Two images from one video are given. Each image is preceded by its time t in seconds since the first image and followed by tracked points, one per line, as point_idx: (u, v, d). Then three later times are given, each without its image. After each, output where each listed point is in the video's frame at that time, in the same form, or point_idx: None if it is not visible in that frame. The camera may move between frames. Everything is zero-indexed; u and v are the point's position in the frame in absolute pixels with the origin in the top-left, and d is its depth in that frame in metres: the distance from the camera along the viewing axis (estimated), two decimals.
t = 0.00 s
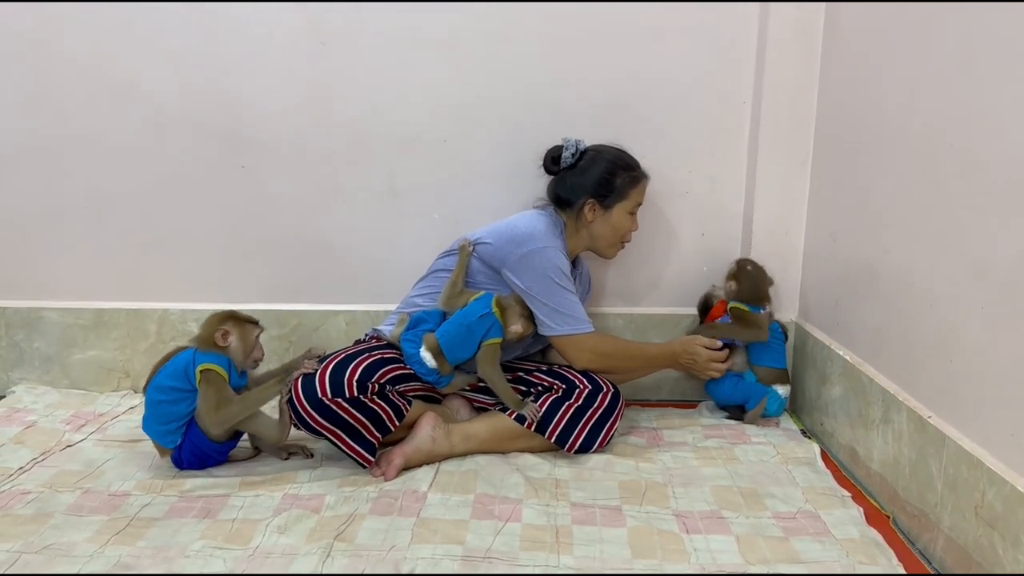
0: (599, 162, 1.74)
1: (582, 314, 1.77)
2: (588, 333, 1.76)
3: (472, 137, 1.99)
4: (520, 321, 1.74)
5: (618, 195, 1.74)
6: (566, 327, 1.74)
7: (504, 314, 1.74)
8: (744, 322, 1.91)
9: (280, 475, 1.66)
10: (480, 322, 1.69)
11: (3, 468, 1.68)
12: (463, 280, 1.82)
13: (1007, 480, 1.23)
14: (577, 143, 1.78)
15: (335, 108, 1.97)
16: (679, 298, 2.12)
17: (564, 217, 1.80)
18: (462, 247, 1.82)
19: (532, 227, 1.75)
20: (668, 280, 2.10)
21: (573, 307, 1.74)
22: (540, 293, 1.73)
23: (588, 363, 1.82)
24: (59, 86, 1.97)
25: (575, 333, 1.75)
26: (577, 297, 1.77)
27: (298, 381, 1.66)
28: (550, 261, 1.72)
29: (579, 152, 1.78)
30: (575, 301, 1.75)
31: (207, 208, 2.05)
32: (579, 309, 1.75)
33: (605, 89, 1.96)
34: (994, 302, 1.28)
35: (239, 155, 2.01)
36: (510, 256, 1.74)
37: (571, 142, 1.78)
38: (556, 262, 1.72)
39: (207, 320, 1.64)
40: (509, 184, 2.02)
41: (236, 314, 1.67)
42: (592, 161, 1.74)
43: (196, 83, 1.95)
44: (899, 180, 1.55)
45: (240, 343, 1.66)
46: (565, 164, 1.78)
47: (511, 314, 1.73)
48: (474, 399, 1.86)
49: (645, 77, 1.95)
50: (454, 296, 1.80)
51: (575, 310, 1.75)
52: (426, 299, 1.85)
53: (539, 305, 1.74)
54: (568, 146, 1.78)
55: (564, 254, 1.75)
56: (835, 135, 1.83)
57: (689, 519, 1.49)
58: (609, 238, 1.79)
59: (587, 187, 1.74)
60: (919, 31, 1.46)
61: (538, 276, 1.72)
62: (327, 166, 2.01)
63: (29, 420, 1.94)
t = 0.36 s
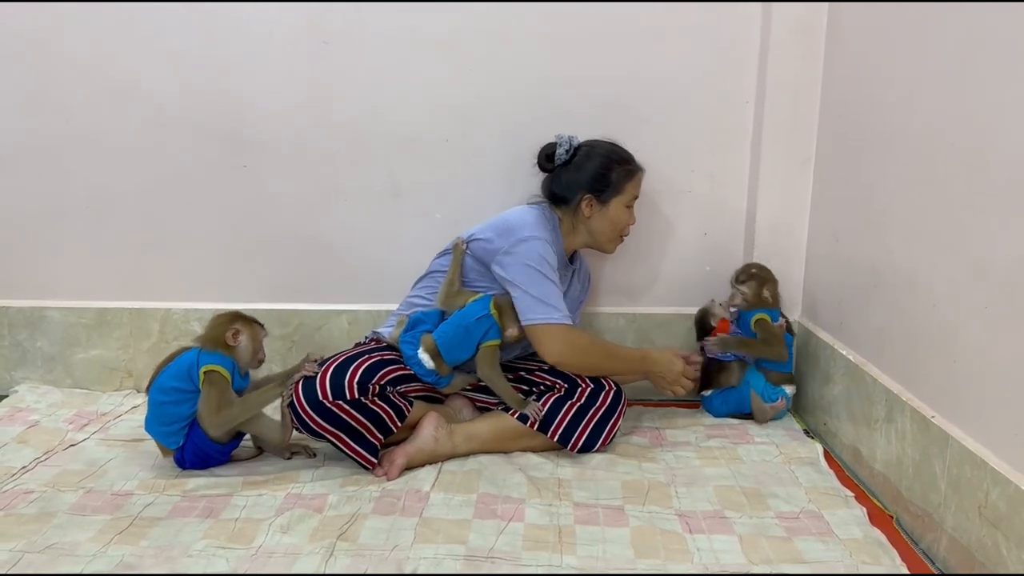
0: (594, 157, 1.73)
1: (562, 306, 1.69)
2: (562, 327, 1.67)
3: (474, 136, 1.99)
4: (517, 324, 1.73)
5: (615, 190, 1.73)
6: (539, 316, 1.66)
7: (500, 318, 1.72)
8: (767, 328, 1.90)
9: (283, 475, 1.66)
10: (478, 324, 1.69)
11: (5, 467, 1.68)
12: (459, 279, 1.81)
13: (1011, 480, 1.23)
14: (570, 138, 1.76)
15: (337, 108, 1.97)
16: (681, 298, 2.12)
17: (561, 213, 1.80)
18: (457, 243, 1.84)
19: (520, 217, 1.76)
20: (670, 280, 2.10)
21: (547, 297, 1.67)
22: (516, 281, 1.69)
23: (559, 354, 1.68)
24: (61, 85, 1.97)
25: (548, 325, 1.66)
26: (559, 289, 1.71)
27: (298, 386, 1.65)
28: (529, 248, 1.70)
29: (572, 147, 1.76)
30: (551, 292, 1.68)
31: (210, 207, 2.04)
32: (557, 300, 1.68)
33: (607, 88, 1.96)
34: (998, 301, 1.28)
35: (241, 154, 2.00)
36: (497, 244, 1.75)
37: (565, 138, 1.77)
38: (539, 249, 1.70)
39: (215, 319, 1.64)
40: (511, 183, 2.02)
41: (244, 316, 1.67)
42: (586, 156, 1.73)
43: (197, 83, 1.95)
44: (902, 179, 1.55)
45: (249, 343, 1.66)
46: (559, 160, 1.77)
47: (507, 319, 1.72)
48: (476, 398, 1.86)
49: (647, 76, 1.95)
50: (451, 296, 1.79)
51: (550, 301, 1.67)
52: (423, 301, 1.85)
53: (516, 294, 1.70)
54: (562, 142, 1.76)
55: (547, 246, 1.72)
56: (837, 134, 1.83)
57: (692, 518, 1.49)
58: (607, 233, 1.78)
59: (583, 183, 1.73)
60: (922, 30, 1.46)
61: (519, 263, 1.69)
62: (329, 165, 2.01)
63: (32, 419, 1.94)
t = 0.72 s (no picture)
0: (583, 153, 1.70)
1: (496, 303, 1.61)
2: (489, 319, 1.60)
3: (476, 136, 1.99)
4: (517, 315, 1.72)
5: (603, 185, 1.70)
6: (470, 304, 1.61)
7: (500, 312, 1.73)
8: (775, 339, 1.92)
9: (285, 475, 1.66)
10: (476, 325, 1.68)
11: (8, 468, 1.68)
12: (451, 279, 1.84)
13: (1014, 480, 1.23)
14: (559, 134, 1.74)
15: (339, 108, 1.97)
16: (683, 298, 2.12)
17: (550, 210, 1.77)
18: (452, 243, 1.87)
19: (502, 215, 1.75)
20: (672, 280, 2.10)
21: (485, 287, 1.62)
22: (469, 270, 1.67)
23: (479, 346, 1.60)
24: (63, 85, 1.97)
25: (475, 313, 1.60)
26: (504, 287, 1.64)
27: (298, 393, 1.66)
28: (490, 241, 1.68)
29: (561, 143, 1.74)
30: (490, 284, 1.62)
31: (212, 207, 2.04)
32: (492, 295, 1.61)
33: (609, 88, 1.96)
34: (1000, 301, 1.27)
35: (243, 154, 2.00)
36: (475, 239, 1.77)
37: (553, 134, 1.74)
38: (497, 243, 1.67)
39: (226, 319, 1.65)
40: (513, 182, 2.02)
41: (253, 319, 1.67)
42: (575, 152, 1.70)
43: (199, 82, 1.95)
44: (904, 179, 1.55)
45: (257, 347, 1.66)
46: (548, 156, 1.75)
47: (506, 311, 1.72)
48: (479, 399, 1.86)
49: (649, 75, 1.95)
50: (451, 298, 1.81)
51: (486, 292, 1.61)
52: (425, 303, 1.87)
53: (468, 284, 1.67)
54: (551, 137, 1.74)
55: (511, 243, 1.68)
56: (839, 134, 1.83)
57: (694, 518, 1.49)
58: (597, 228, 1.74)
59: (570, 178, 1.70)
60: (924, 30, 1.45)
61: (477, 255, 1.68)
62: (331, 165, 2.01)
63: (33, 420, 1.94)
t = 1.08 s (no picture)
0: (559, 149, 1.67)
1: (478, 313, 1.61)
2: (472, 330, 1.60)
3: (477, 137, 1.99)
4: (508, 307, 1.72)
5: (580, 181, 1.67)
6: (453, 316, 1.61)
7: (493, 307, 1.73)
8: (781, 345, 1.87)
9: (285, 474, 1.66)
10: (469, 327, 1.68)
11: (8, 468, 1.68)
12: (438, 284, 1.83)
13: (1014, 480, 1.23)
14: (535, 129, 1.70)
15: (340, 108, 1.98)
16: (683, 298, 2.12)
17: (528, 207, 1.74)
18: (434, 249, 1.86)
19: (478, 219, 1.74)
20: (672, 280, 2.10)
21: (466, 298, 1.61)
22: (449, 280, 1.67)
23: (466, 357, 1.61)
24: (64, 86, 1.97)
25: (457, 325, 1.60)
26: (485, 296, 1.63)
27: (297, 404, 1.66)
28: (466, 249, 1.67)
29: (538, 139, 1.70)
30: (470, 294, 1.62)
31: (213, 207, 2.05)
32: (472, 306, 1.61)
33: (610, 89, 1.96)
34: (1000, 301, 1.27)
35: (245, 155, 2.01)
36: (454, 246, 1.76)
37: (529, 129, 1.71)
38: (473, 252, 1.65)
39: (229, 321, 1.67)
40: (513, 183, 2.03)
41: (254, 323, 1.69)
42: (552, 148, 1.67)
43: (200, 83, 1.96)
44: (904, 180, 1.55)
45: (255, 350, 1.68)
46: (525, 152, 1.71)
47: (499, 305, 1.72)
48: (479, 401, 1.86)
49: (650, 76, 1.95)
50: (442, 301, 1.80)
51: (467, 302, 1.61)
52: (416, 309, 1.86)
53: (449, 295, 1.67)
54: (527, 133, 1.71)
55: (487, 248, 1.67)
56: (839, 134, 1.83)
57: (694, 519, 1.49)
58: (575, 225, 1.72)
59: (547, 175, 1.68)
60: (925, 30, 1.46)
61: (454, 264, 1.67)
62: (332, 166, 2.01)
63: (34, 420, 1.94)
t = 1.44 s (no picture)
0: (550, 148, 1.66)
1: (481, 321, 1.62)
2: (477, 338, 1.61)
3: (476, 136, 1.99)
4: (508, 307, 1.72)
5: (572, 181, 1.67)
6: (456, 326, 1.62)
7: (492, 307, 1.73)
8: (802, 341, 1.87)
9: (284, 475, 1.67)
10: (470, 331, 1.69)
11: (8, 468, 1.69)
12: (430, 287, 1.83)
13: (1013, 481, 1.23)
14: (527, 127, 1.70)
15: (339, 109, 1.98)
16: (682, 299, 2.12)
17: (518, 207, 1.74)
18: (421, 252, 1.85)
19: (467, 223, 1.73)
20: (671, 281, 2.10)
21: (467, 307, 1.62)
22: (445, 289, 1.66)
23: (475, 367, 1.62)
24: (64, 87, 1.97)
25: (461, 335, 1.61)
26: (485, 303, 1.64)
27: (296, 408, 1.66)
28: (459, 256, 1.66)
29: (529, 137, 1.69)
30: (471, 302, 1.62)
31: (213, 207, 2.05)
32: (475, 314, 1.62)
33: (608, 89, 1.96)
34: (999, 302, 1.28)
35: (245, 156, 2.01)
36: (444, 251, 1.75)
37: (520, 127, 1.69)
38: (466, 259, 1.65)
39: (230, 323, 1.67)
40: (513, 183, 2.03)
41: (255, 325, 1.69)
42: (543, 147, 1.67)
43: (200, 83, 1.96)
44: (903, 180, 1.55)
45: (255, 354, 1.68)
46: (516, 150, 1.70)
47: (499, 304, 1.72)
48: (479, 402, 1.86)
49: (649, 76, 1.95)
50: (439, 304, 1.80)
51: (469, 311, 1.62)
52: (412, 310, 1.86)
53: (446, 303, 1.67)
54: (518, 131, 1.70)
55: (480, 253, 1.66)
56: (839, 134, 1.83)
57: (693, 519, 1.49)
58: (566, 224, 1.72)
59: (537, 175, 1.67)
60: (924, 30, 1.46)
61: (447, 272, 1.67)
62: (332, 166, 2.02)
63: (33, 420, 1.94)
